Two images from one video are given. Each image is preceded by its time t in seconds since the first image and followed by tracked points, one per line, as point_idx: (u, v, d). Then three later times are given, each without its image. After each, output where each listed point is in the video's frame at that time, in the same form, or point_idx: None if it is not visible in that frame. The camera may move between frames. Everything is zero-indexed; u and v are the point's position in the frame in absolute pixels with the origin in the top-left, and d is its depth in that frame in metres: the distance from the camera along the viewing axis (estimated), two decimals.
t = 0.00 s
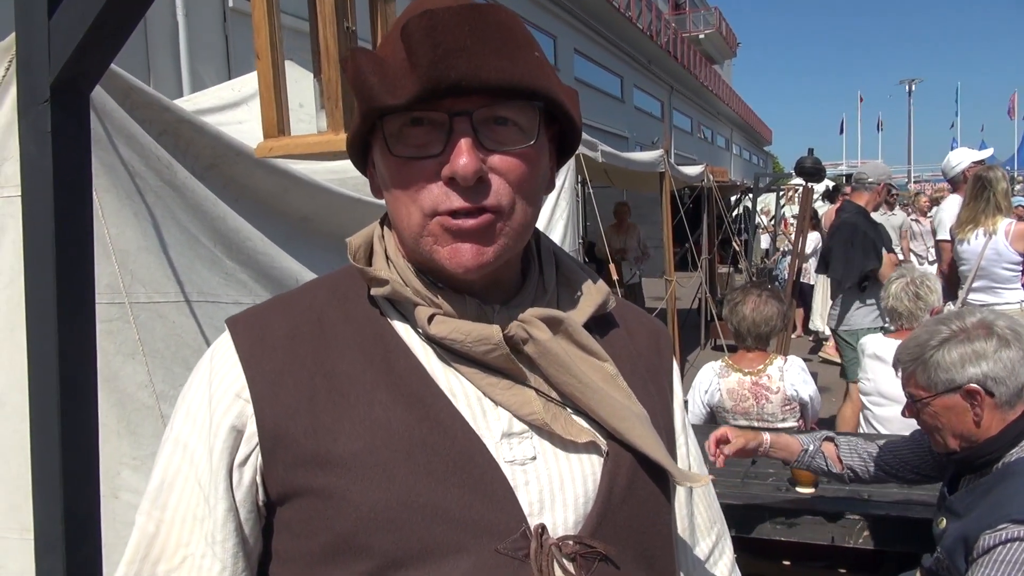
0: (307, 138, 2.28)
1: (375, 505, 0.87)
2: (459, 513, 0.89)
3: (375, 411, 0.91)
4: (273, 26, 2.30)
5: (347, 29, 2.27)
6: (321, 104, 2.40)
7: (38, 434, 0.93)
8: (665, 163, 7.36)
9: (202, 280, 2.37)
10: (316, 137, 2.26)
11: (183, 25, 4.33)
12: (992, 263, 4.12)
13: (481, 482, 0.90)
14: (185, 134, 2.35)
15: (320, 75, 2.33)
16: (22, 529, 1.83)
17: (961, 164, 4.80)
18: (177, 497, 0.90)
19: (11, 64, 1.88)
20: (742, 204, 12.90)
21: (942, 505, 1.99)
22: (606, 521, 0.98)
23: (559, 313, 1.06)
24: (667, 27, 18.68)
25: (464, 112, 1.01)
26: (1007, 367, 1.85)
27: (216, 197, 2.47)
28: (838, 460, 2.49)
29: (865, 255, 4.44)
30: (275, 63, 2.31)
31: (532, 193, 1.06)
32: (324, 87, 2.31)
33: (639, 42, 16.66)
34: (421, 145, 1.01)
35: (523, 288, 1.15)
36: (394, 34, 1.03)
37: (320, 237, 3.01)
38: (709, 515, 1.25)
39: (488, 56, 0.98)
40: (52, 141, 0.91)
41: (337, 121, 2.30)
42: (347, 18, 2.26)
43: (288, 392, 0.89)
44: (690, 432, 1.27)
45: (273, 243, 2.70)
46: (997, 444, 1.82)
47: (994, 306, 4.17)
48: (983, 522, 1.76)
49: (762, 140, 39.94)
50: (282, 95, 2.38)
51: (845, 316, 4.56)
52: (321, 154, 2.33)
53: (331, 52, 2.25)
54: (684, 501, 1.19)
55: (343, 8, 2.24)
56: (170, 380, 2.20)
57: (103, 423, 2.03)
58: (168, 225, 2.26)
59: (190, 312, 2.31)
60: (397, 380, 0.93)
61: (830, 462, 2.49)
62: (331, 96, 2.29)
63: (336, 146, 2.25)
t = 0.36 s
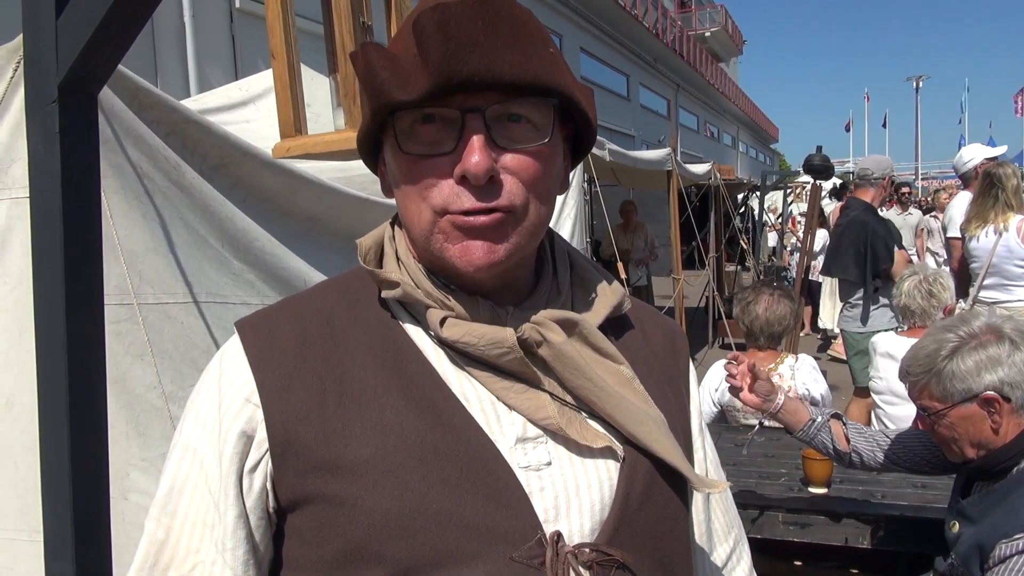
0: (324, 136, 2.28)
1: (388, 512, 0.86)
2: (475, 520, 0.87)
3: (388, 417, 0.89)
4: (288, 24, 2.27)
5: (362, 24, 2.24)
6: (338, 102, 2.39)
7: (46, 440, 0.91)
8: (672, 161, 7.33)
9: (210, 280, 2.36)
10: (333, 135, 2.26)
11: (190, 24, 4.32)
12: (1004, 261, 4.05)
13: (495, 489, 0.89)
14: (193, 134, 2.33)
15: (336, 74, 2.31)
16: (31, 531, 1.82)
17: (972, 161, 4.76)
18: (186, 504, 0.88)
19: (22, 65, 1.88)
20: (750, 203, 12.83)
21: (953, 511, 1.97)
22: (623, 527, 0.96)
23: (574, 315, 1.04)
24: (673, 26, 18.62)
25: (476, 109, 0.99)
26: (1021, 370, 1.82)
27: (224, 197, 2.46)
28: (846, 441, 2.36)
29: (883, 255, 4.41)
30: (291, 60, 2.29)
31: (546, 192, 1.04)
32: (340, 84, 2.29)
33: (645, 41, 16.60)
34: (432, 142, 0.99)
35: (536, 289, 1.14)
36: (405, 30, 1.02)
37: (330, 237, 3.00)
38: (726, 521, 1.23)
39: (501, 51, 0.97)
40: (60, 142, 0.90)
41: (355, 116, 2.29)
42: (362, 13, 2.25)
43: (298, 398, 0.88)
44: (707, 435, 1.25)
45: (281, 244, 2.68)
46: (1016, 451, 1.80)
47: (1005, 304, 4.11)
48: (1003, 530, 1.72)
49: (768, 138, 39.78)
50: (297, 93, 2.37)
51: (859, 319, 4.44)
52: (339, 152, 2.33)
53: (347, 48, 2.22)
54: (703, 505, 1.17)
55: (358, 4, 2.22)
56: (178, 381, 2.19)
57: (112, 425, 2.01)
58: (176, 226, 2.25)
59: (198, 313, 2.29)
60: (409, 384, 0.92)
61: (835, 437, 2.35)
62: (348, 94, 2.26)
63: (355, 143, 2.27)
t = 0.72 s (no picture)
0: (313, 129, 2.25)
1: (398, 507, 0.84)
2: (487, 516, 0.86)
3: (397, 411, 0.88)
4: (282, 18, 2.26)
5: (354, 20, 2.20)
6: (328, 96, 2.37)
7: (54, 438, 0.90)
8: (676, 155, 7.29)
9: (216, 277, 2.35)
10: (322, 131, 2.24)
11: (192, 22, 4.31)
12: (1011, 253, 3.97)
13: (507, 484, 0.88)
14: (197, 130, 2.32)
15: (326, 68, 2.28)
16: (39, 530, 1.81)
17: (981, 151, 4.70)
18: (193, 501, 0.87)
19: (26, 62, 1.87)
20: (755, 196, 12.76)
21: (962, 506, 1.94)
22: (637, 521, 0.95)
23: (586, 307, 1.03)
24: (676, 19, 18.53)
25: (492, 95, 0.98)
26: None
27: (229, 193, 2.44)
28: (853, 475, 2.41)
29: (899, 241, 4.39)
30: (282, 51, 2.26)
31: (560, 184, 1.02)
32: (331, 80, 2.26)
33: (648, 34, 16.52)
34: (446, 127, 0.98)
35: (546, 280, 1.12)
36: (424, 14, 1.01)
37: (336, 233, 2.98)
38: (740, 515, 1.22)
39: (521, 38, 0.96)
40: (64, 137, 0.88)
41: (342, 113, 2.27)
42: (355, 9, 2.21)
43: (306, 392, 0.86)
44: (720, 430, 1.24)
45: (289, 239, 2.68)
46: None
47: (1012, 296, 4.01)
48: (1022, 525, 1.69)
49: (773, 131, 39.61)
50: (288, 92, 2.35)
51: (876, 313, 4.42)
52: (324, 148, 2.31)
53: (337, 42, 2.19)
54: (716, 499, 1.16)
55: None
56: (185, 378, 2.18)
57: (119, 423, 2.00)
58: (181, 222, 2.24)
59: (204, 310, 2.28)
60: (418, 378, 0.90)
61: (847, 480, 2.41)
62: (338, 90, 2.24)
63: (342, 141, 2.25)
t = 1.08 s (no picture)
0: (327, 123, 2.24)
1: (404, 501, 0.84)
2: (492, 510, 0.86)
3: (403, 405, 0.88)
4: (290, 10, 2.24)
5: (364, 11, 2.20)
6: (338, 90, 2.34)
7: (58, 433, 0.90)
8: (678, 149, 7.28)
9: (218, 271, 2.35)
10: (332, 123, 2.23)
11: (193, 18, 4.29)
12: (1013, 245, 3.95)
13: (513, 478, 0.88)
14: (198, 124, 2.31)
15: (337, 61, 2.28)
16: (43, 524, 1.81)
17: (985, 143, 4.67)
18: (198, 495, 0.87)
19: (26, 57, 1.86)
20: (756, 189, 12.72)
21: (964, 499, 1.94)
22: (643, 515, 0.95)
23: (592, 301, 1.03)
24: (677, 12, 18.47)
25: (503, 89, 0.98)
26: None
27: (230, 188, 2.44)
28: (855, 449, 2.39)
29: (921, 233, 4.43)
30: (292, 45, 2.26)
31: (568, 180, 1.02)
32: (341, 73, 2.25)
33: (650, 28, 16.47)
34: (456, 119, 0.98)
35: (552, 275, 1.12)
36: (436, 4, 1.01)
37: (338, 228, 2.98)
38: (743, 509, 1.22)
39: (535, 33, 0.96)
40: (66, 131, 0.88)
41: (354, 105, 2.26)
42: None
43: (311, 386, 0.86)
44: (724, 424, 1.23)
45: (290, 234, 2.67)
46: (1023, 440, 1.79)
47: (1015, 289, 3.99)
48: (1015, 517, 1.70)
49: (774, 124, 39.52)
50: (297, 78, 2.35)
51: (897, 299, 4.37)
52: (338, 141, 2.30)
53: (348, 34, 2.18)
54: (722, 494, 1.17)
55: None
56: (187, 373, 2.18)
57: (122, 418, 2.00)
58: (183, 216, 2.23)
59: (206, 305, 2.28)
60: (423, 372, 0.90)
61: (848, 451, 2.39)
62: (349, 80, 2.23)
63: (353, 133, 2.23)
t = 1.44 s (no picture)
0: (343, 118, 2.25)
1: (406, 499, 0.84)
2: (494, 507, 0.86)
3: (404, 403, 0.88)
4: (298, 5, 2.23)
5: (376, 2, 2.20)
6: (350, 85, 2.36)
7: (58, 431, 0.90)
8: (676, 145, 7.28)
9: (217, 269, 2.34)
10: (347, 118, 2.23)
11: (190, 14, 4.28)
12: (1011, 241, 3.96)
13: (515, 475, 0.88)
14: (196, 121, 2.30)
15: (348, 56, 2.29)
16: (43, 522, 1.81)
17: (984, 139, 4.68)
18: (198, 493, 0.87)
19: (24, 53, 1.86)
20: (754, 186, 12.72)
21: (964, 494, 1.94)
22: (643, 512, 0.95)
23: (592, 299, 1.03)
24: (675, 8, 18.45)
25: (505, 88, 0.98)
26: None
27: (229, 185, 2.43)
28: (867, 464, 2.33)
29: (919, 231, 4.41)
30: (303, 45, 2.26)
31: (569, 180, 1.02)
32: (354, 67, 2.24)
33: (648, 23, 16.45)
34: (457, 118, 0.98)
35: (552, 274, 1.12)
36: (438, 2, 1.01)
37: (337, 225, 2.97)
38: (742, 507, 1.23)
39: (537, 32, 0.96)
40: (65, 128, 0.88)
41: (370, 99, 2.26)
42: None
43: (312, 384, 0.86)
44: (723, 422, 1.24)
45: (289, 231, 2.67)
46: None
47: (1014, 284, 4.00)
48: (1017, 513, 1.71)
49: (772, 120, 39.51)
50: (309, 76, 2.34)
51: (894, 295, 4.43)
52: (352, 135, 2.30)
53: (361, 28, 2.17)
54: (720, 492, 1.17)
55: None
56: (186, 371, 2.18)
57: (121, 415, 2.00)
58: (181, 213, 2.22)
59: (205, 302, 2.27)
60: (424, 370, 0.90)
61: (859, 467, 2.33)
62: (363, 74, 2.22)
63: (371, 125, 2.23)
